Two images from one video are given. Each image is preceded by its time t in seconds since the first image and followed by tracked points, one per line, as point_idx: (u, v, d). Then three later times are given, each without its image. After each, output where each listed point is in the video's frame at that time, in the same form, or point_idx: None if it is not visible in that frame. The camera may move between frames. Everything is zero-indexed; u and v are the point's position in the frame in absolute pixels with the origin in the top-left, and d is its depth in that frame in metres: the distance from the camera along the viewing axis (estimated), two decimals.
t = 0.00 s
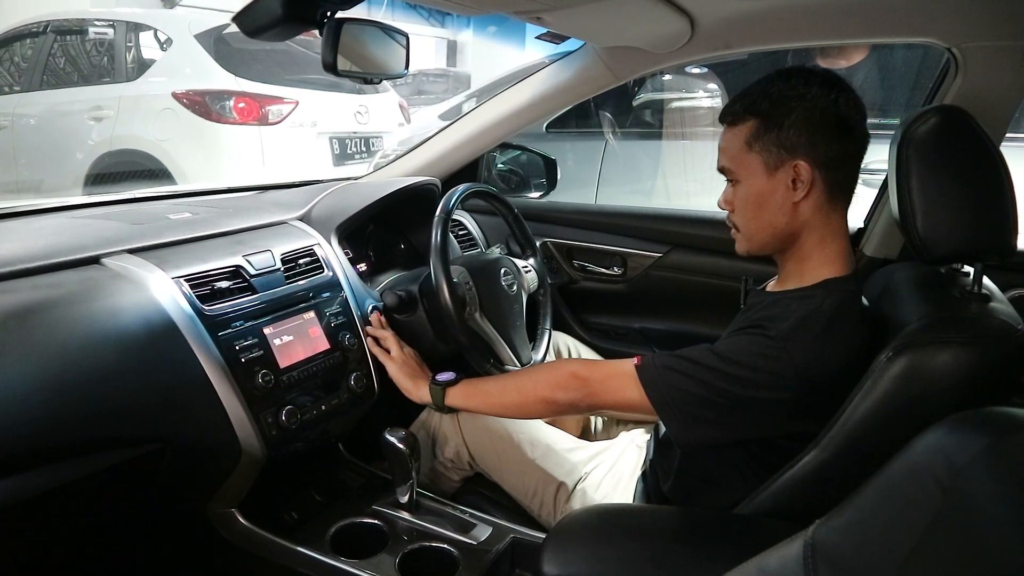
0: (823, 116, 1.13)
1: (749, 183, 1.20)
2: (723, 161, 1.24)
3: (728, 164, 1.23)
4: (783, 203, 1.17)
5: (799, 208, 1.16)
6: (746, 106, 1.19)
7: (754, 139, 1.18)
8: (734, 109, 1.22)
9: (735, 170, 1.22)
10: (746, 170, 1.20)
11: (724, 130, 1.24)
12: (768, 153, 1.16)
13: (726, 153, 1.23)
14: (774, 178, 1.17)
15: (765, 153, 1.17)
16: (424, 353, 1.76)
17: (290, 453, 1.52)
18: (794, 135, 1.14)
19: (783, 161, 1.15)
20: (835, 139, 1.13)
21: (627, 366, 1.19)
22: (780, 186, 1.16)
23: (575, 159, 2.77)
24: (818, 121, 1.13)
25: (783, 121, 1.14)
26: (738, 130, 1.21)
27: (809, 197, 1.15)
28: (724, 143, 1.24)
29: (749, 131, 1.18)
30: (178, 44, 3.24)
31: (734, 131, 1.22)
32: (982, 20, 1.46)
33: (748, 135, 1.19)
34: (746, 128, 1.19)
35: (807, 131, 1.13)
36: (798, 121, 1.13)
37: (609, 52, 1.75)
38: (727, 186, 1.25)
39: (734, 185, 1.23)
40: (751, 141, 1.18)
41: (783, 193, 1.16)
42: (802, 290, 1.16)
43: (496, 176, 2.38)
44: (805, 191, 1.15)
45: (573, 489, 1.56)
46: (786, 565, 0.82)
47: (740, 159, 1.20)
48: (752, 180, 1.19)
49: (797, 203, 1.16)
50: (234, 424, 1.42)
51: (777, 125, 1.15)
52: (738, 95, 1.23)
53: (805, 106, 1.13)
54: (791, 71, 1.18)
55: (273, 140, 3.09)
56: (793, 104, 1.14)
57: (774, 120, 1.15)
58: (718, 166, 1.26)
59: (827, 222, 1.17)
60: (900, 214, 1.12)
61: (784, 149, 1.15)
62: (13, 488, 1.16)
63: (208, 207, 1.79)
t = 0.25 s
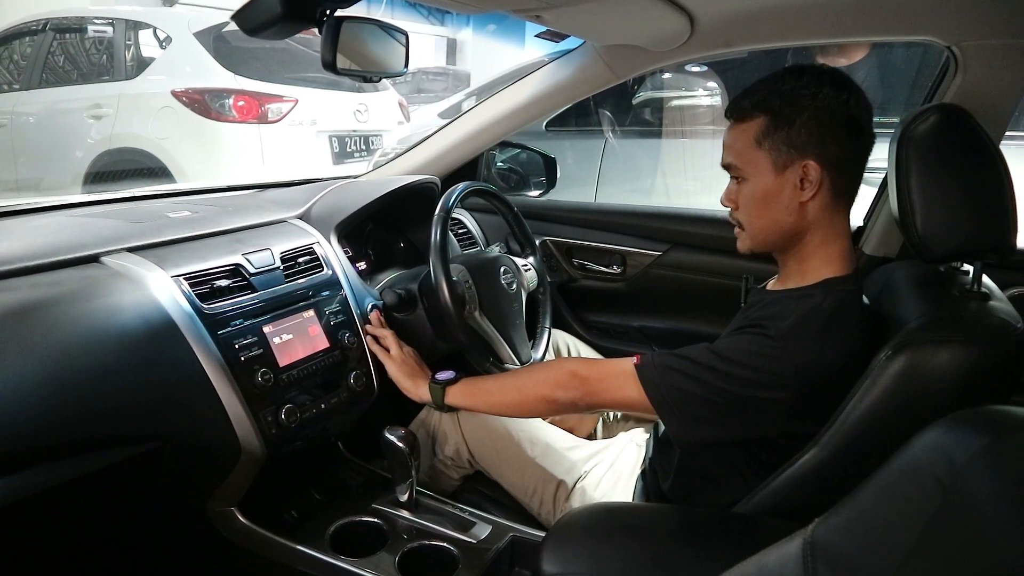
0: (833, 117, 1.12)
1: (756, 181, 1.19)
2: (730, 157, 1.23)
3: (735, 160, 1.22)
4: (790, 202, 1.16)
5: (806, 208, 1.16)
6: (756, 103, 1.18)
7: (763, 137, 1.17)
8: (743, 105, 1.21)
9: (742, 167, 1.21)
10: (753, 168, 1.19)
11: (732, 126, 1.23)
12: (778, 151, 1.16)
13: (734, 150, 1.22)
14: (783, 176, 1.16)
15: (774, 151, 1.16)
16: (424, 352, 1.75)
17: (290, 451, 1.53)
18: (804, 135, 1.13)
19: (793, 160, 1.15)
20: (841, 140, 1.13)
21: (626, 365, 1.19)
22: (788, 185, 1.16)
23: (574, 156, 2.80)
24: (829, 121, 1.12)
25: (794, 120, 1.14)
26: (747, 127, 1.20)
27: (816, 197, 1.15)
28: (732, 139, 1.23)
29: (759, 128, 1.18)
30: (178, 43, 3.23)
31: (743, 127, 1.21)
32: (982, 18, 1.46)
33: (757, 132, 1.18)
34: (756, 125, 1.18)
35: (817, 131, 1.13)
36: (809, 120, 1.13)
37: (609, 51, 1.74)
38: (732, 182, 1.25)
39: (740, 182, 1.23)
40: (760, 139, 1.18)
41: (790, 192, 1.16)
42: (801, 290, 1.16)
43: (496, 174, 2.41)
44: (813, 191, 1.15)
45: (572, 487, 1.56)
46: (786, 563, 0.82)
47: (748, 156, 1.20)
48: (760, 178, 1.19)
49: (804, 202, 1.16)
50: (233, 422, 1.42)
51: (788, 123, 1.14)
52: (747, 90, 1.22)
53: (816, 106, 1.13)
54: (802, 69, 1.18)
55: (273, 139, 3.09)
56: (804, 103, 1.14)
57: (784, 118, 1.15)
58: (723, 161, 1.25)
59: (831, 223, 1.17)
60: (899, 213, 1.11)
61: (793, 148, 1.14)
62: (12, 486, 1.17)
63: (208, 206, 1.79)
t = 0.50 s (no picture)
0: (838, 118, 1.12)
1: (760, 181, 1.19)
2: (733, 156, 1.22)
3: (738, 160, 1.21)
4: (794, 203, 1.16)
5: (810, 209, 1.16)
6: (761, 102, 1.17)
7: (769, 137, 1.16)
8: (746, 104, 1.20)
9: (745, 166, 1.20)
10: (758, 168, 1.19)
11: (736, 124, 1.22)
12: (783, 152, 1.15)
13: (738, 149, 1.21)
14: (788, 177, 1.16)
15: (780, 151, 1.15)
16: (424, 352, 1.75)
17: (289, 451, 1.52)
18: (811, 136, 1.13)
19: (799, 161, 1.14)
20: (846, 140, 1.13)
21: (625, 365, 1.19)
22: (793, 186, 1.16)
23: (574, 155, 2.79)
24: (835, 122, 1.12)
25: (800, 121, 1.13)
26: (751, 126, 1.19)
27: (820, 198, 1.16)
28: (735, 138, 1.22)
29: (764, 128, 1.17)
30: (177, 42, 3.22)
31: (747, 126, 1.20)
32: (981, 16, 1.46)
33: (762, 132, 1.17)
34: (761, 125, 1.17)
35: (823, 132, 1.12)
36: (816, 121, 1.12)
37: (608, 50, 1.75)
38: (734, 181, 1.24)
39: (742, 181, 1.22)
40: (765, 139, 1.17)
41: (795, 193, 1.16)
42: (801, 289, 1.16)
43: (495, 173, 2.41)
44: (817, 192, 1.15)
45: (573, 486, 1.56)
46: (786, 562, 0.82)
47: (752, 156, 1.19)
48: (764, 178, 1.18)
49: (808, 203, 1.16)
50: (233, 422, 1.42)
51: (795, 124, 1.13)
52: (750, 88, 1.21)
53: (823, 106, 1.12)
54: (806, 69, 1.17)
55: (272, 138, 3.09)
56: (812, 104, 1.13)
57: (790, 119, 1.14)
58: (725, 160, 1.24)
59: (833, 223, 1.18)
60: (899, 212, 1.11)
61: (800, 149, 1.14)
62: (12, 486, 1.16)
63: (207, 206, 1.78)
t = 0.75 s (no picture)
0: (841, 118, 1.12)
1: (761, 179, 1.19)
2: (734, 153, 1.23)
3: (739, 157, 1.22)
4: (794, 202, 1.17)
5: (810, 208, 1.16)
6: (765, 99, 1.17)
7: (771, 135, 1.16)
8: (750, 101, 1.20)
9: (746, 163, 1.21)
10: (759, 165, 1.19)
11: (738, 121, 1.22)
12: (785, 150, 1.15)
13: (739, 146, 1.21)
14: (788, 176, 1.16)
15: (782, 150, 1.16)
16: (424, 354, 1.76)
17: (291, 454, 1.53)
18: (813, 134, 1.13)
19: (799, 160, 1.15)
20: (847, 140, 1.12)
21: (627, 370, 1.19)
22: (793, 185, 1.16)
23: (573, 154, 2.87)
24: (837, 122, 1.12)
25: (803, 119, 1.13)
26: (754, 123, 1.19)
27: (820, 198, 1.16)
28: (737, 135, 1.22)
29: (766, 125, 1.17)
30: (176, 45, 3.21)
31: (749, 123, 1.20)
32: (978, 14, 1.46)
33: (765, 129, 1.17)
34: (764, 123, 1.17)
35: (826, 131, 1.12)
36: (819, 120, 1.12)
37: (605, 51, 1.75)
38: (735, 178, 1.24)
39: (743, 178, 1.22)
40: (767, 137, 1.17)
41: (795, 192, 1.16)
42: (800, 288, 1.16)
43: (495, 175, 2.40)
44: (817, 192, 1.15)
45: (573, 485, 1.56)
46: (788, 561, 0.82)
47: (754, 153, 1.19)
48: (765, 176, 1.18)
49: (808, 202, 1.16)
50: (234, 426, 1.42)
51: (797, 122, 1.13)
52: (753, 85, 1.21)
53: (826, 105, 1.12)
54: (810, 66, 1.16)
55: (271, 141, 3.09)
56: (815, 102, 1.12)
57: (793, 117, 1.14)
58: (726, 156, 1.25)
59: (832, 222, 1.18)
60: (898, 210, 1.12)
61: (801, 148, 1.14)
62: (14, 491, 1.17)
63: (207, 209, 1.79)
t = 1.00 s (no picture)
0: (844, 120, 1.12)
1: (760, 177, 1.19)
2: (736, 150, 1.23)
3: (740, 154, 1.22)
4: (792, 203, 1.17)
5: (807, 210, 1.16)
6: (769, 98, 1.17)
7: (772, 134, 1.16)
8: (755, 98, 1.20)
9: (747, 161, 1.21)
10: (759, 164, 1.19)
11: (741, 118, 1.22)
12: (785, 150, 1.15)
13: (741, 143, 1.21)
14: (787, 176, 1.16)
15: (782, 149, 1.16)
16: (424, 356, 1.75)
17: (291, 456, 1.53)
18: (814, 135, 1.13)
19: (799, 160, 1.15)
20: (848, 143, 1.12)
21: (624, 373, 1.19)
22: (792, 186, 1.16)
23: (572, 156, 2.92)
24: (839, 124, 1.12)
25: (804, 120, 1.13)
26: (756, 121, 1.19)
27: (818, 200, 1.16)
28: (739, 132, 1.22)
29: (768, 123, 1.17)
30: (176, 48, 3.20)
31: (752, 121, 1.20)
32: (977, 15, 1.46)
33: (766, 128, 1.17)
34: (766, 121, 1.17)
35: (828, 133, 1.12)
36: (820, 122, 1.12)
37: (604, 52, 1.75)
38: (735, 175, 1.25)
39: (743, 176, 1.22)
40: (768, 135, 1.17)
41: (793, 192, 1.16)
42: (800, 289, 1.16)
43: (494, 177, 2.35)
44: (815, 194, 1.15)
45: (573, 487, 1.56)
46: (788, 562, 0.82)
47: (755, 151, 1.19)
48: (764, 175, 1.18)
49: (805, 204, 1.16)
50: (233, 428, 1.41)
51: (799, 122, 1.13)
52: (759, 84, 1.21)
53: (828, 107, 1.12)
54: (817, 66, 1.16)
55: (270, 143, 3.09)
56: (817, 103, 1.12)
57: (795, 116, 1.14)
58: (728, 153, 1.25)
59: (830, 225, 1.18)
60: (897, 212, 1.11)
61: (801, 148, 1.14)
62: (13, 493, 1.17)
63: (207, 211, 1.79)
